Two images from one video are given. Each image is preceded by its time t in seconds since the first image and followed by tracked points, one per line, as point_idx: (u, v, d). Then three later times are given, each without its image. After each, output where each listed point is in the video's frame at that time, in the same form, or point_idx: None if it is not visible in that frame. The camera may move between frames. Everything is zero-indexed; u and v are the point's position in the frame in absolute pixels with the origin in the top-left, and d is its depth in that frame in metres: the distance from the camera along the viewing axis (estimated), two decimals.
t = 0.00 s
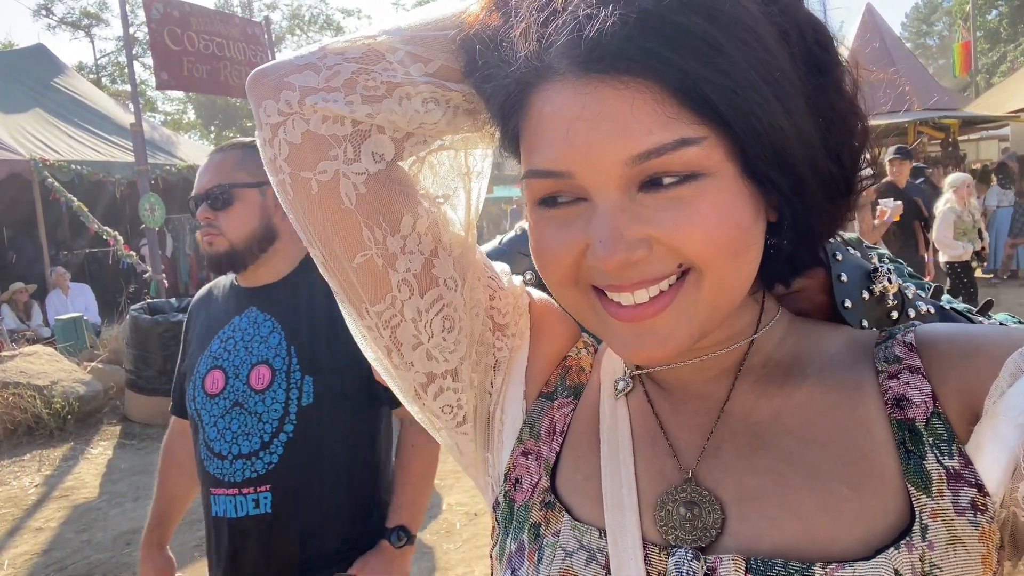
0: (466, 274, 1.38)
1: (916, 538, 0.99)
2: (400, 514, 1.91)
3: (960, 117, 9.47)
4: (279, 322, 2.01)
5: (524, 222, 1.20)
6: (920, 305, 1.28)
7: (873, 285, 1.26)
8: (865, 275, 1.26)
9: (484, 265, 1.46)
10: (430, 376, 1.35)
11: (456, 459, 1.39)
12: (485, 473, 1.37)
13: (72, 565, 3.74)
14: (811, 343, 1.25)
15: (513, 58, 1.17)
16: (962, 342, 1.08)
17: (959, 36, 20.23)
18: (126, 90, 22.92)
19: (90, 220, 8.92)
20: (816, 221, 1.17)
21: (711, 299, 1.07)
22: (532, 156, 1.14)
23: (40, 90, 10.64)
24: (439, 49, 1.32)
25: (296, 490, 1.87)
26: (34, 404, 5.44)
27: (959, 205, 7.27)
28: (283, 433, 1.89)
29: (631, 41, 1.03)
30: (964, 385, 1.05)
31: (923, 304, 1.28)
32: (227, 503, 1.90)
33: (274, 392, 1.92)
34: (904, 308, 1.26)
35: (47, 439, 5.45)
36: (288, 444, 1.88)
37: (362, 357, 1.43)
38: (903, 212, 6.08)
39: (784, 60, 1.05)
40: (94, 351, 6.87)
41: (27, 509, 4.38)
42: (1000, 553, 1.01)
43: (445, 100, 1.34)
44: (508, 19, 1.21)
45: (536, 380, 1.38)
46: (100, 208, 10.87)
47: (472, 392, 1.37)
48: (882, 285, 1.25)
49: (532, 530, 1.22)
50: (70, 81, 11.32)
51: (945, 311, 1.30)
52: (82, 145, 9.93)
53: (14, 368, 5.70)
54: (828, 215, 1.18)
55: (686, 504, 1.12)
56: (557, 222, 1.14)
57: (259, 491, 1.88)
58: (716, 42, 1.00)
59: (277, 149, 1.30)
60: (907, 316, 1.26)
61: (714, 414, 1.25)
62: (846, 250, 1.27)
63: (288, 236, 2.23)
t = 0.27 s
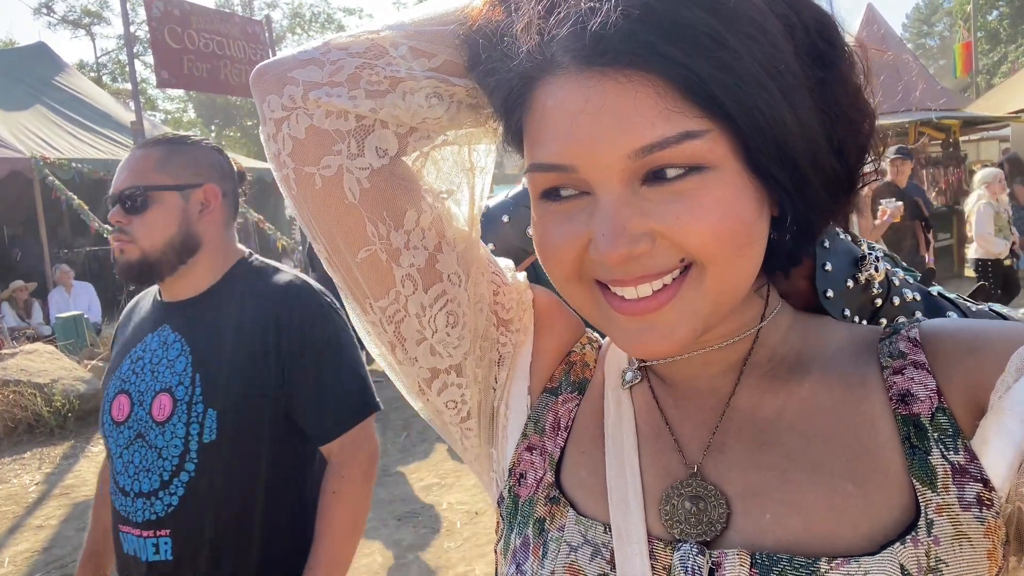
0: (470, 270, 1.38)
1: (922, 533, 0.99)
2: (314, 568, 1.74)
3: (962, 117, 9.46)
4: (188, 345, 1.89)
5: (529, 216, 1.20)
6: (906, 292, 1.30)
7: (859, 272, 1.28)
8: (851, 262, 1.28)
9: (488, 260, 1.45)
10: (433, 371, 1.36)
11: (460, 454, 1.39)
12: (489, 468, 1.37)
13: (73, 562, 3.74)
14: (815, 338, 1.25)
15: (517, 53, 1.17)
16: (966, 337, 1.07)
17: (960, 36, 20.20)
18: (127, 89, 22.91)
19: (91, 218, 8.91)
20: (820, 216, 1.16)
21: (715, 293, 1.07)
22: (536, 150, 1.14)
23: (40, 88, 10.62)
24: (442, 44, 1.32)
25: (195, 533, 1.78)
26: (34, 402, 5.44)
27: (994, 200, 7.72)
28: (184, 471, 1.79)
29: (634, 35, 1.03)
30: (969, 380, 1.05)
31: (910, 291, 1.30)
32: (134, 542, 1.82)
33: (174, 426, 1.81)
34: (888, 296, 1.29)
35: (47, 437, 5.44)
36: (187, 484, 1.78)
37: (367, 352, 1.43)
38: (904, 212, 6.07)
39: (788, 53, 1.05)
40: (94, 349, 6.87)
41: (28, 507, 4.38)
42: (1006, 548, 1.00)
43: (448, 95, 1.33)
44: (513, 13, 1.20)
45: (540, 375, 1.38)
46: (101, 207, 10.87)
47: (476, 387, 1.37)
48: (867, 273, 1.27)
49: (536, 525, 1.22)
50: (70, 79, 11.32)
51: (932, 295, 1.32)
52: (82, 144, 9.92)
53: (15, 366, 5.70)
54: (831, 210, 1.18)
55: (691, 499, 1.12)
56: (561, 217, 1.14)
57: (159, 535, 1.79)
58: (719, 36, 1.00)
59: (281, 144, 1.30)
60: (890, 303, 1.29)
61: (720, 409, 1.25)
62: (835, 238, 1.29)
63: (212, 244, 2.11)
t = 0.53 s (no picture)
0: (471, 270, 1.38)
1: (924, 535, 0.98)
2: None
3: (963, 118, 9.46)
4: (52, 385, 1.73)
5: (529, 216, 1.20)
6: (904, 284, 1.31)
7: (856, 269, 1.29)
8: (847, 258, 1.30)
9: (489, 261, 1.45)
10: (434, 372, 1.35)
11: (460, 455, 1.39)
12: (490, 470, 1.37)
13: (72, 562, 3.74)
14: (816, 339, 1.24)
15: (517, 53, 1.17)
16: (966, 339, 1.07)
17: (960, 36, 20.19)
18: (127, 88, 22.90)
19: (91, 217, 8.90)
20: (820, 218, 1.16)
21: (715, 295, 1.07)
22: (536, 151, 1.14)
23: (40, 86, 10.62)
24: (443, 46, 1.32)
25: None
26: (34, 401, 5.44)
27: None
28: (28, 537, 1.60)
29: (635, 36, 1.03)
30: (969, 380, 1.04)
31: (908, 283, 1.31)
32: None
33: (20, 481, 1.63)
34: (885, 290, 1.30)
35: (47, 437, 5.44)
36: (41, 542, 1.59)
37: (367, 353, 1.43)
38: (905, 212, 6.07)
39: (788, 55, 1.05)
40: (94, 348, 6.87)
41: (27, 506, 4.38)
42: (1007, 550, 1.00)
43: (449, 96, 1.33)
44: (513, 14, 1.20)
45: (540, 376, 1.38)
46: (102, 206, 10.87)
47: (477, 389, 1.37)
48: (864, 270, 1.29)
49: (537, 526, 1.22)
50: (71, 78, 11.31)
51: (930, 285, 1.34)
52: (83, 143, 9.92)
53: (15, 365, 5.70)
54: (831, 212, 1.18)
55: (692, 501, 1.12)
56: (562, 218, 1.14)
57: None
58: (720, 37, 1.00)
59: (282, 145, 1.29)
60: (886, 297, 1.30)
61: (721, 411, 1.25)
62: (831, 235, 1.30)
63: (106, 263, 1.93)
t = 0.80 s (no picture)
0: (471, 271, 1.38)
1: (923, 538, 0.98)
2: None
3: (964, 118, 9.44)
4: None
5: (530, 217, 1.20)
6: (912, 291, 1.30)
7: (863, 275, 1.28)
8: (855, 264, 1.28)
9: (490, 263, 1.45)
10: (434, 373, 1.35)
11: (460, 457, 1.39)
12: (490, 471, 1.37)
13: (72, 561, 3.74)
14: (816, 341, 1.25)
15: (518, 55, 1.17)
16: (967, 341, 1.07)
17: (962, 37, 20.18)
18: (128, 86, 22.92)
19: (92, 215, 8.90)
20: (820, 221, 1.17)
21: (715, 297, 1.07)
22: (537, 153, 1.14)
23: (42, 84, 10.62)
24: (443, 46, 1.33)
25: None
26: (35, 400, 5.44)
27: None
28: None
29: (636, 38, 1.03)
30: (969, 382, 1.04)
31: (917, 290, 1.30)
32: None
33: None
34: (893, 297, 1.29)
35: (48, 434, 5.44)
36: None
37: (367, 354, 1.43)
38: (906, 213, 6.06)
39: (789, 57, 1.05)
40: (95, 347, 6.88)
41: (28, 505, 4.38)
42: (1006, 553, 1.00)
43: (450, 98, 1.33)
44: (513, 16, 1.21)
45: (540, 377, 1.38)
46: (103, 204, 10.87)
47: (477, 389, 1.37)
48: (872, 276, 1.27)
49: (537, 527, 1.22)
50: (72, 76, 11.31)
51: (940, 292, 1.33)
52: (84, 141, 9.92)
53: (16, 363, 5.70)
54: (832, 214, 1.18)
55: (692, 504, 1.12)
56: (563, 220, 1.14)
57: None
58: (721, 39, 1.00)
59: (283, 146, 1.29)
60: (895, 304, 1.30)
61: (720, 413, 1.25)
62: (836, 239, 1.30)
63: None
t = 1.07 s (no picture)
0: (472, 273, 1.38)
1: (923, 541, 0.98)
2: None
3: (966, 119, 9.44)
4: None
5: (530, 219, 1.20)
6: (913, 292, 1.30)
7: (864, 275, 1.28)
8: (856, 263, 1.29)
9: (490, 264, 1.45)
10: (435, 375, 1.35)
11: (461, 459, 1.38)
12: (490, 473, 1.37)
13: (73, 559, 3.74)
14: (816, 343, 1.24)
15: (520, 56, 1.17)
16: (967, 345, 1.07)
17: (964, 37, 20.16)
18: (130, 85, 22.94)
19: (93, 214, 8.91)
20: (822, 223, 1.16)
21: (717, 299, 1.06)
22: (538, 154, 1.14)
23: (43, 83, 10.64)
24: (444, 47, 1.33)
25: None
26: (35, 398, 5.45)
27: None
28: None
29: (639, 39, 1.03)
30: (970, 385, 1.04)
31: (918, 292, 1.30)
32: None
33: None
34: (893, 297, 1.30)
35: (48, 433, 5.45)
36: None
37: (367, 355, 1.42)
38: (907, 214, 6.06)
39: (791, 59, 1.04)
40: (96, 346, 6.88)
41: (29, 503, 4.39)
42: (1007, 556, 1.00)
43: (451, 99, 1.34)
44: (515, 17, 1.21)
45: (541, 379, 1.38)
46: (104, 203, 10.88)
47: (478, 391, 1.37)
48: (872, 276, 1.28)
49: (537, 529, 1.22)
50: (73, 75, 11.33)
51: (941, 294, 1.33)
52: (85, 140, 9.93)
53: (17, 361, 5.71)
54: (833, 216, 1.18)
55: (692, 506, 1.12)
56: (564, 222, 1.14)
57: None
58: (723, 40, 1.00)
59: (283, 146, 1.29)
60: (895, 305, 1.30)
61: (721, 415, 1.25)
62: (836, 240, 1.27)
63: None
